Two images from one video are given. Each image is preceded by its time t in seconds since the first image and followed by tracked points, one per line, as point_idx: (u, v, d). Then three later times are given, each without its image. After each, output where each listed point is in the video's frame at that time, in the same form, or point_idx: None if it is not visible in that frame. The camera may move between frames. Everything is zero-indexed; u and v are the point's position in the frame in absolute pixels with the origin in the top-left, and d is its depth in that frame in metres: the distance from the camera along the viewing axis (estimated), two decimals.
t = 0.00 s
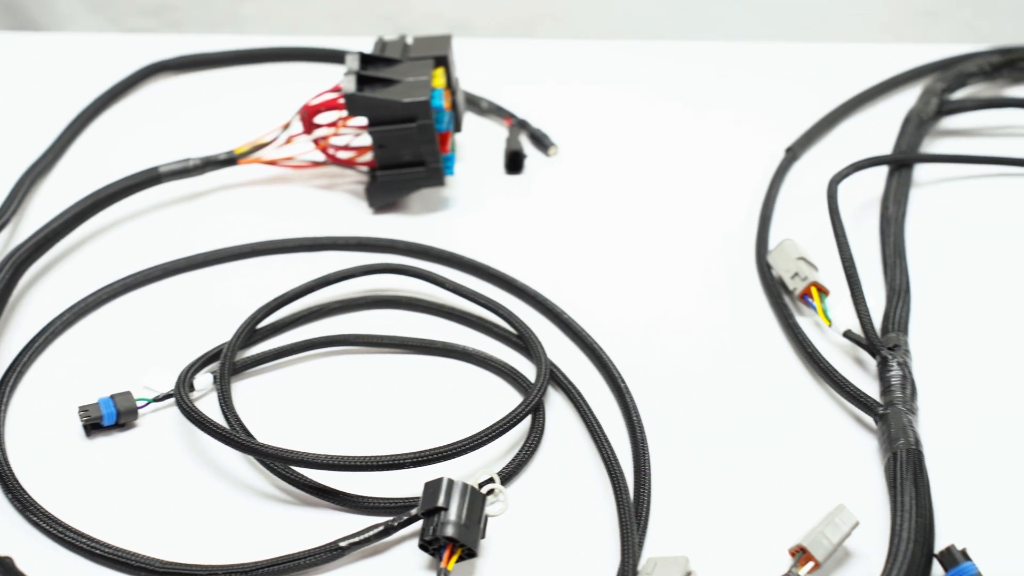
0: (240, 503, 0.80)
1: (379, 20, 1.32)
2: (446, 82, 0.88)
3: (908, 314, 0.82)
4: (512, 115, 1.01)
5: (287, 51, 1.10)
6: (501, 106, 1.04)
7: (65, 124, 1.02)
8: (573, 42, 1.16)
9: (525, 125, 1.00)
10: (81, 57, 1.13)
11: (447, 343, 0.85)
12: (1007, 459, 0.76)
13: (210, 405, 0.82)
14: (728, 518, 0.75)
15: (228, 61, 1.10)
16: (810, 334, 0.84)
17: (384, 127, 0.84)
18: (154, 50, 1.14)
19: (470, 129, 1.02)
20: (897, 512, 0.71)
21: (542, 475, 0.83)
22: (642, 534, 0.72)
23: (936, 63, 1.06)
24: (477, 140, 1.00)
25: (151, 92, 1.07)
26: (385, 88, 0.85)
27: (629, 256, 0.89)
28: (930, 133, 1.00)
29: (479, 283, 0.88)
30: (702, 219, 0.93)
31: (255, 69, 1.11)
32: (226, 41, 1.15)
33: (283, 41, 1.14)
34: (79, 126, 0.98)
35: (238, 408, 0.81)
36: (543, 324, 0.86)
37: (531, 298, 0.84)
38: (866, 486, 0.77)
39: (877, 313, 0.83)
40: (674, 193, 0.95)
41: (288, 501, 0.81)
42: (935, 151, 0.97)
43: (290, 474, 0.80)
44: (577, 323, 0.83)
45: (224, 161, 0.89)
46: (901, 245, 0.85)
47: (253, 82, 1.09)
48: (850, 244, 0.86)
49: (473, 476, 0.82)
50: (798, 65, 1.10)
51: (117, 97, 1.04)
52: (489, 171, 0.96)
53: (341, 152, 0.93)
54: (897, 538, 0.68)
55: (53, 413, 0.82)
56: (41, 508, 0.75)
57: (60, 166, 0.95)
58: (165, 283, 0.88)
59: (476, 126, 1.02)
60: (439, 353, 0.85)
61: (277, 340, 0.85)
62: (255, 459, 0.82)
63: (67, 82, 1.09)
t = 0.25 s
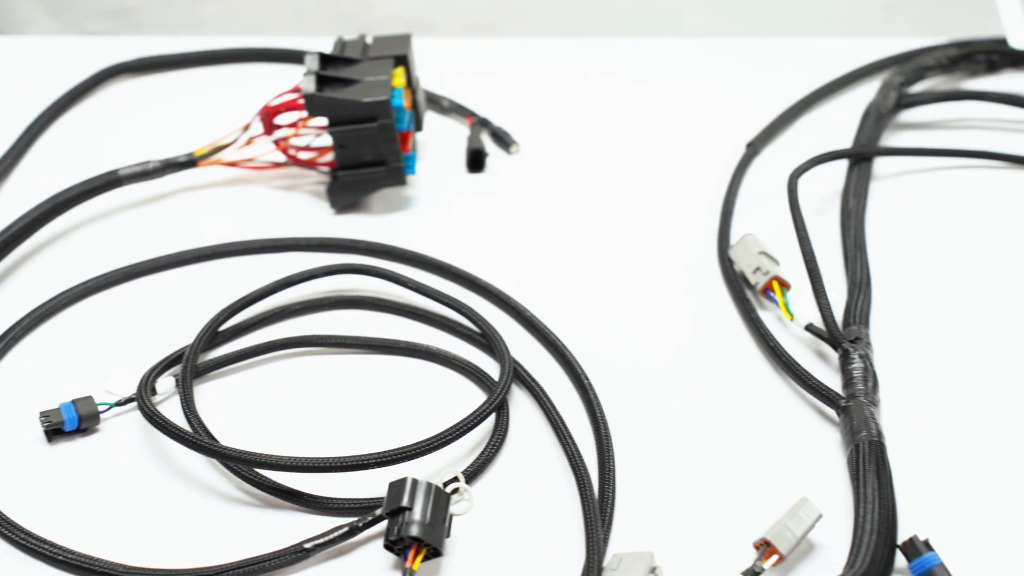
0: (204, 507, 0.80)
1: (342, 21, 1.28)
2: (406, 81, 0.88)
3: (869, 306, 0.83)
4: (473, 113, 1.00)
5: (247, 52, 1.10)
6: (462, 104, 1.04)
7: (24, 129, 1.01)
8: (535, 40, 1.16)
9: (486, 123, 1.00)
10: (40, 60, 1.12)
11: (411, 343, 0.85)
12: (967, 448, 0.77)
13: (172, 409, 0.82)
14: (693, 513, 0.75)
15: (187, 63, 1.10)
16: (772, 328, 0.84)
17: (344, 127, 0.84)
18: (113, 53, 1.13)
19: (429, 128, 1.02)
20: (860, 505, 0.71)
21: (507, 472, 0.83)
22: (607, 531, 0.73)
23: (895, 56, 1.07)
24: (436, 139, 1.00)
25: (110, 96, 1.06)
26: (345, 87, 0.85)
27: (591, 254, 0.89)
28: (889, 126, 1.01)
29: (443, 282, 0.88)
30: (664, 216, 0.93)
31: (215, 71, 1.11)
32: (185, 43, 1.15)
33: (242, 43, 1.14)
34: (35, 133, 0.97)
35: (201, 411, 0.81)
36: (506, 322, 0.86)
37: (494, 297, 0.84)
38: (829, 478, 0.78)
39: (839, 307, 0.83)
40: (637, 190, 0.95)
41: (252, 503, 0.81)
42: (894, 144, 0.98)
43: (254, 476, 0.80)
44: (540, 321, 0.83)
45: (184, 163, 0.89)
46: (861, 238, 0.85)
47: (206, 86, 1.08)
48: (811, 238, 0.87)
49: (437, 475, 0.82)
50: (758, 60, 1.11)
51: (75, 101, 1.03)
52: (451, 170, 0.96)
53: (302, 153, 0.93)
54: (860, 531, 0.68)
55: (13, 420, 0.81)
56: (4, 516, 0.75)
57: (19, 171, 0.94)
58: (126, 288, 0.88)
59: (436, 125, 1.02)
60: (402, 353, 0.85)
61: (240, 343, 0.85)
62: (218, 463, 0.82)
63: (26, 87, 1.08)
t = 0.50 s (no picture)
0: (164, 513, 0.79)
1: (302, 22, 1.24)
2: (362, 82, 0.88)
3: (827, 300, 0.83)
4: (431, 113, 1.00)
5: (203, 55, 1.10)
6: (419, 105, 1.03)
7: None
8: (492, 41, 1.15)
9: (444, 123, 0.99)
10: None
11: (370, 344, 0.85)
12: (924, 438, 0.78)
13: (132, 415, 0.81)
14: (654, 510, 0.75)
15: (143, 67, 1.09)
16: (730, 323, 0.84)
17: (300, 129, 0.84)
18: (69, 59, 1.13)
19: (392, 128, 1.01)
20: (819, 497, 0.72)
21: (469, 472, 0.83)
22: (569, 528, 0.73)
23: (850, 50, 1.08)
24: (399, 140, 1.00)
25: (65, 103, 1.05)
26: (300, 89, 0.84)
27: (548, 252, 0.89)
28: (844, 120, 1.02)
29: (403, 282, 0.88)
30: (622, 213, 0.93)
31: (172, 74, 1.10)
32: (142, 48, 1.15)
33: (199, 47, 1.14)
34: None
35: (160, 416, 0.81)
36: (466, 322, 0.86)
37: (453, 296, 0.84)
38: (789, 471, 0.78)
39: (796, 300, 0.84)
40: (594, 190, 0.95)
41: (213, 508, 0.80)
42: (849, 139, 0.99)
43: (214, 480, 0.79)
44: (499, 320, 0.83)
45: (140, 168, 0.88)
46: (818, 232, 0.85)
47: (182, 86, 1.08)
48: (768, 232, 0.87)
49: (398, 476, 0.82)
50: (716, 57, 1.11)
51: (30, 106, 1.03)
52: (408, 170, 0.96)
53: (258, 155, 0.92)
54: (820, 523, 0.69)
55: None
56: None
57: None
58: (83, 293, 0.86)
59: (400, 124, 1.02)
60: (362, 354, 0.85)
61: (198, 347, 0.84)
62: (178, 468, 0.82)
63: None
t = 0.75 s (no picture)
0: (127, 519, 0.79)
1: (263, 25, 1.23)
2: (322, 84, 0.88)
3: (789, 295, 0.84)
4: (392, 114, 1.00)
5: (164, 58, 1.09)
6: (380, 105, 1.04)
7: None
8: (455, 41, 1.15)
9: (405, 124, 1.00)
10: None
11: (334, 346, 0.84)
12: (885, 430, 0.78)
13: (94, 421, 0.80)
14: (619, 508, 0.75)
15: (103, 71, 1.09)
16: (692, 319, 0.84)
17: (261, 131, 0.84)
18: (27, 63, 1.12)
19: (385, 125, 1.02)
20: (782, 492, 0.72)
21: (433, 472, 0.83)
22: (534, 527, 0.73)
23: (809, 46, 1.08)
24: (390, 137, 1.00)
25: (25, 109, 1.04)
26: (260, 91, 0.84)
27: (510, 251, 0.89)
28: (804, 116, 1.02)
29: (366, 284, 0.87)
30: (584, 212, 0.93)
31: (132, 78, 1.10)
32: (101, 52, 1.14)
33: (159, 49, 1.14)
34: None
35: (122, 422, 0.80)
36: (429, 322, 0.86)
37: (415, 296, 0.84)
38: (753, 467, 0.78)
39: (758, 296, 0.84)
40: (556, 188, 0.95)
41: (177, 513, 0.80)
42: (809, 134, 1.00)
43: (177, 485, 0.79)
44: (463, 320, 0.83)
45: (99, 172, 0.88)
46: (779, 228, 0.85)
47: (143, 90, 1.08)
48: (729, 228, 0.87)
49: (363, 477, 0.82)
50: (678, 55, 1.11)
51: None
52: (369, 171, 0.96)
53: (219, 158, 0.92)
54: (784, 517, 0.70)
55: None
56: None
57: None
58: (43, 298, 0.85)
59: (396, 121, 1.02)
60: (326, 356, 0.85)
61: (161, 351, 0.84)
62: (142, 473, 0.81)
63: None
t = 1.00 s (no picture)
0: (86, 527, 0.78)
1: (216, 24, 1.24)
2: (277, 86, 0.88)
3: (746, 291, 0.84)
4: (349, 115, 1.00)
5: (118, 62, 1.09)
6: (337, 107, 1.03)
7: None
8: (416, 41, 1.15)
9: (362, 125, 0.99)
10: None
11: (293, 348, 0.84)
12: (841, 422, 0.79)
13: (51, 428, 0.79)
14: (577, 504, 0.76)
15: (56, 76, 1.08)
16: (651, 315, 0.85)
17: (216, 134, 0.83)
18: None
19: (390, 126, 1.02)
20: (742, 486, 0.72)
21: (394, 473, 0.83)
22: (495, 527, 0.73)
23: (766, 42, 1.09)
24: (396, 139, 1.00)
25: None
26: (215, 94, 0.84)
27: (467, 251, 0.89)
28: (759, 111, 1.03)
29: (325, 286, 0.87)
30: (543, 212, 0.93)
31: (87, 83, 1.09)
32: (54, 57, 1.13)
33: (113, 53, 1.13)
34: None
35: (80, 429, 0.79)
36: (386, 322, 0.86)
37: (374, 297, 0.84)
38: (712, 461, 0.79)
39: (716, 291, 0.84)
40: (515, 186, 0.95)
41: (137, 519, 0.80)
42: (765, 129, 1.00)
43: (137, 491, 0.78)
44: (422, 321, 0.83)
45: (53, 179, 0.88)
46: (736, 223, 0.86)
47: (97, 94, 1.07)
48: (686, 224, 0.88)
49: (323, 480, 0.82)
50: (635, 51, 1.12)
51: None
52: (323, 173, 0.95)
53: (174, 162, 0.92)
54: (744, 511, 0.70)
55: None
56: None
57: None
58: None
59: (400, 122, 1.02)
60: (285, 358, 0.84)
61: (118, 357, 0.84)
62: (101, 480, 0.81)
63: None
